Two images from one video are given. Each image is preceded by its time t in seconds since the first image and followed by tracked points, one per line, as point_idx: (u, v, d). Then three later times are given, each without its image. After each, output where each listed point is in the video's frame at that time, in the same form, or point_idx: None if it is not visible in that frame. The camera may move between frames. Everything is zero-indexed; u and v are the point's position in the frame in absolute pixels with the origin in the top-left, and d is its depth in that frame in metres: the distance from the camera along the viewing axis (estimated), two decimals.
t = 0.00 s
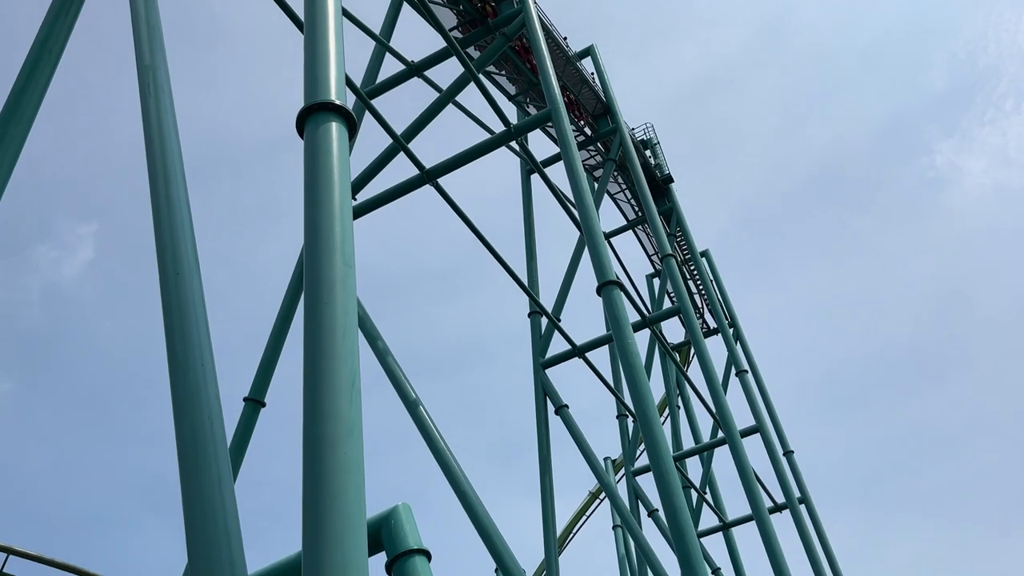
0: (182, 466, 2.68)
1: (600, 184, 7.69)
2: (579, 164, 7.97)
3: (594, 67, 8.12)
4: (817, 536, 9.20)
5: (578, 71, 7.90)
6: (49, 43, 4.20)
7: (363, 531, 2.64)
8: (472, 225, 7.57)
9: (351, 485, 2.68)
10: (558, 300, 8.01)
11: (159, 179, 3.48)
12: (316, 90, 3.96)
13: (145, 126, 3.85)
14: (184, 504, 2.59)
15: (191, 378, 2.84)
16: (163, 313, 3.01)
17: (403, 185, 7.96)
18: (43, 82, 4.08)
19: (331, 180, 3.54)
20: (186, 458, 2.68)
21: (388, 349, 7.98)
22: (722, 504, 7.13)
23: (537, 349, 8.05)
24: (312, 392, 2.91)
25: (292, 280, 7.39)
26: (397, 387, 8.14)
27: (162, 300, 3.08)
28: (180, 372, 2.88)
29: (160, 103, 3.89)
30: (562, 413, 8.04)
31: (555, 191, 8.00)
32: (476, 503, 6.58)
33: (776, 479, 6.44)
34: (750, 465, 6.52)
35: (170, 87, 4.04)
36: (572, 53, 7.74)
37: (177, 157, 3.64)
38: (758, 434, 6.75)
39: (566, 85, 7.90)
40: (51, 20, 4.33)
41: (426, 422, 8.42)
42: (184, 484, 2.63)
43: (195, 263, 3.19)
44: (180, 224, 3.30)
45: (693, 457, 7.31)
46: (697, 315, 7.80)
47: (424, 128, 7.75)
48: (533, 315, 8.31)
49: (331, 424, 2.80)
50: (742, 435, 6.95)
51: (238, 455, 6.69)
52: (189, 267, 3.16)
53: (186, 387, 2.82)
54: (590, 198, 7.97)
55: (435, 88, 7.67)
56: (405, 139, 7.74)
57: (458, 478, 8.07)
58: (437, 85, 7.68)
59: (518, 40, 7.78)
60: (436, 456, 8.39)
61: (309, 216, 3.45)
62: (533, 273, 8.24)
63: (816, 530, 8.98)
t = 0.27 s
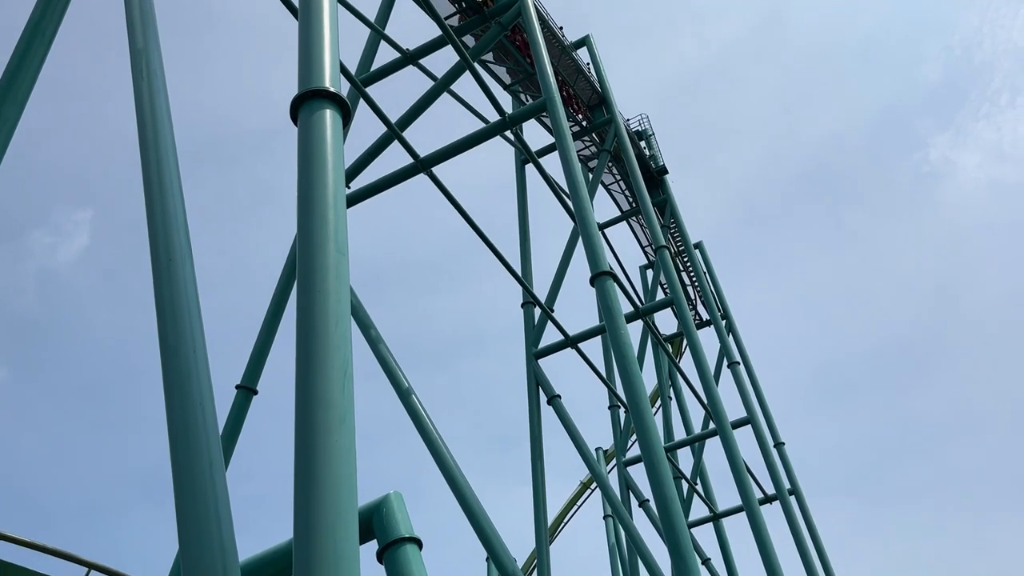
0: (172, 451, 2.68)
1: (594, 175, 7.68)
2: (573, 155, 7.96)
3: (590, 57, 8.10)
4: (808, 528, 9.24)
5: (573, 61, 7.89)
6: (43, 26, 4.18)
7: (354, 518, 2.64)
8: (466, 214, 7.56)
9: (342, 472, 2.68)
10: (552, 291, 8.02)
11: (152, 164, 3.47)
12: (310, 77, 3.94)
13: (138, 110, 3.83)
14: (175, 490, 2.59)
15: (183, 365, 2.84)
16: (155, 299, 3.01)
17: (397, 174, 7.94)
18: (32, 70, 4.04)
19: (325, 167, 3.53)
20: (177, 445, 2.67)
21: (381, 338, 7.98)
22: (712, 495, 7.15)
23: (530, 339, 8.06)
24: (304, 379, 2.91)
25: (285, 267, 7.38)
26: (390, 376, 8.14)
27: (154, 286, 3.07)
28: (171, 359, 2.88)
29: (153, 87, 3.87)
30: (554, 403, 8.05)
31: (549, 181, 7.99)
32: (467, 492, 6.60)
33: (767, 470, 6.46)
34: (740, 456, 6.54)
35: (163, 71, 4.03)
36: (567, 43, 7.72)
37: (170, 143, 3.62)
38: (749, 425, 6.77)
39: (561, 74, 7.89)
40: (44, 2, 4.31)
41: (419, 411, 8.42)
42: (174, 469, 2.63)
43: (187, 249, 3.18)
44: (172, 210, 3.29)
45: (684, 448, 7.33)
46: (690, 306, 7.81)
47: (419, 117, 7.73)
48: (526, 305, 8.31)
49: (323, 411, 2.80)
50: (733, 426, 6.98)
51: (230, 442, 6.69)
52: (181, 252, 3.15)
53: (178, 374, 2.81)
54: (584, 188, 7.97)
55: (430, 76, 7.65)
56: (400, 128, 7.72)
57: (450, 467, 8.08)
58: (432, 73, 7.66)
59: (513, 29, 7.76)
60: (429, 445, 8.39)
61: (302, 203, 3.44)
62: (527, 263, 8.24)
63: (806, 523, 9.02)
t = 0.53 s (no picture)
0: (166, 438, 2.68)
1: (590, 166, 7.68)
2: (569, 146, 7.96)
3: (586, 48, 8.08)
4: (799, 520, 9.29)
5: (570, 51, 7.88)
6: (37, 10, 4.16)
7: (348, 507, 2.64)
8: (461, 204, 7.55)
9: (336, 460, 2.69)
10: (546, 282, 8.02)
11: (146, 151, 3.46)
12: (306, 65, 3.93)
13: (132, 97, 3.82)
14: (168, 476, 2.59)
15: (177, 353, 2.83)
16: (149, 286, 3.00)
17: (392, 163, 7.93)
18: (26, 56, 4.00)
19: (320, 155, 3.52)
20: (170, 433, 2.67)
21: (375, 327, 7.99)
22: (704, 486, 7.18)
23: (524, 330, 8.07)
24: (298, 367, 2.91)
25: (279, 256, 7.37)
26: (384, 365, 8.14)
27: (148, 273, 3.06)
28: (166, 347, 2.88)
29: (147, 73, 3.86)
30: (548, 394, 8.07)
31: (545, 171, 7.99)
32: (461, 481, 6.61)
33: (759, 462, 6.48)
34: (733, 448, 6.56)
35: (158, 59, 4.01)
36: (564, 33, 7.70)
37: (164, 129, 3.61)
38: (742, 417, 6.79)
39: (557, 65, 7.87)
40: None
41: (413, 401, 8.42)
42: (168, 456, 2.63)
43: (181, 237, 3.18)
44: (167, 198, 3.28)
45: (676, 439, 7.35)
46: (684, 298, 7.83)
47: (414, 106, 7.71)
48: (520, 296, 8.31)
49: (317, 400, 2.80)
50: (725, 418, 7.00)
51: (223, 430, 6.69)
52: (175, 240, 3.14)
53: (172, 362, 2.81)
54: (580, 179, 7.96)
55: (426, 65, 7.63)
56: (395, 117, 7.71)
57: (444, 457, 8.09)
58: (428, 62, 7.64)
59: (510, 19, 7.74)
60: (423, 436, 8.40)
61: (296, 191, 3.44)
62: (522, 254, 8.24)
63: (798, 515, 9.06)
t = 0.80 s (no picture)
0: (161, 427, 2.67)
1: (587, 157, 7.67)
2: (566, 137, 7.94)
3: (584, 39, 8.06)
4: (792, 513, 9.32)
5: (568, 43, 7.86)
6: None
7: (343, 497, 2.64)
8: (458, 194, 7.54)
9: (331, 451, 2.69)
10: (543, 273, 8.01)
11: (141, 137, 3.45)
12: (302, 53, 3.92)
13: (129, 83, 3.80)
14: (163, 465, 2.59)
15: (173, 342, 2.83)
16: (145, 274, 2.99)
17: (388, 153, 7.91)
18: (19, 45, 3.96)
19: (317, 144, 3.51)
20: (166, 422, 2.67)
21: (371, 317, 7.98)
22: (698, 478, 7.19)
23: (520, 321, 8.07)
24: (294, 357, 2.91)
25: (275, 245, 7.35)
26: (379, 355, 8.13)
27: (144, 262, 3.05)
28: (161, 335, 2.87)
29: (143, 60, 3.84)
30: (543, 385, 8.07)
31: (541, 162, 7.98)
32: (455, 472, 6.62)
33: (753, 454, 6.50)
34: (727, 440, 6.57)
35: (153, 46, 3.99)
36: (562, 24, 7.68)
37: (160, 116, 3.60)
38: (736, 410, 6.80)
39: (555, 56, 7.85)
40: None
41: (408, 391, 8.43)
42: (162, 444, 2.63)
43: (177, 225, 3.17)
44: (163, 187, 3.27)
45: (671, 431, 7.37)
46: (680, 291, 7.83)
47: (411, 96, 7.69)
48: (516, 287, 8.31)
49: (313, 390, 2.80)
50: (720, 410, 7.01)
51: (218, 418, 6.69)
52: (171, 229, 3.13)
53: (168, 350, 2.80)
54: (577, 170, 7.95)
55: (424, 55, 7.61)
56: (392, 107, 7.69)
57: (438, 447, 8.10)
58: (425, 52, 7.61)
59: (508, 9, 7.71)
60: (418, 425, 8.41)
61: (293, 181, 3.43)
62: (518, 245, 8.23)
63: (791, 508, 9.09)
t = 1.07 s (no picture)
0: (157, 417, 2.67)
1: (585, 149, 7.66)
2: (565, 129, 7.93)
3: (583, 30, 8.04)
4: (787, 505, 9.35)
5: (567, 34, 7.84)
6: None
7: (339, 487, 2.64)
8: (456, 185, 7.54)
9: (328, 441, 2.69)
10: (540, 265, 8.01)
11: (138, 126, 3.44)
12: (300, 43, 3.90)
13: (126, 71, 3.78)
14: (159, 455, 2.59)
15: (169, 331, 2.83)
16: (141, 264, 2.99)
17: (386, 143, 7.90)
18: (18, 28, 3.94)
19: (314, 134, 3.50)
20: (162, 412, 2.66)
21: (368, 309, 7.98)
22: (694, 470, 7.21)
23: (517, 313, 8.07)
24: (291, 347, 2.90)
25: (272, 235, 7.35)
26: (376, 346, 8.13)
27: (141, 252, 3.05)
28: (157, 325, 2.87)
29: (140, 48, 3.82)
30: (540, 377, 8.08)
31: (539, 154, 7.97)
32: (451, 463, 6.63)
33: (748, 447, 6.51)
34: (723, 433, 6.59)
35: (150, 34, 3.97)
36: (561, 15, 7.65)
37: (157, 105, 3.59)
38: (733, 403, 6.81)
39: (554, 47, 7.84)
40: None
41: (405, 382, 8.43)
42: (159, 434, 2.63)
43: (174, 215, 3.16)
44: (160, 176, 3.26)
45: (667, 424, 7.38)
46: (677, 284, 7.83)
47: (409, 86, 7.67)
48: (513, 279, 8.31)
49: (310, 380, 2.80)
50: (716, 403, 7.02)
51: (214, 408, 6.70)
52: (168, 218, 3.13)
53: (164, 340, 2.80)
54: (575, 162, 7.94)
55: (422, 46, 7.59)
56: (390, 97, 7.67)
57: (434, 439, 8.12)
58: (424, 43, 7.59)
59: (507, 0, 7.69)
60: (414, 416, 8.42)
61: (290, 171, 3.42)
62: (516, 237, 8.23)
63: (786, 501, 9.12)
